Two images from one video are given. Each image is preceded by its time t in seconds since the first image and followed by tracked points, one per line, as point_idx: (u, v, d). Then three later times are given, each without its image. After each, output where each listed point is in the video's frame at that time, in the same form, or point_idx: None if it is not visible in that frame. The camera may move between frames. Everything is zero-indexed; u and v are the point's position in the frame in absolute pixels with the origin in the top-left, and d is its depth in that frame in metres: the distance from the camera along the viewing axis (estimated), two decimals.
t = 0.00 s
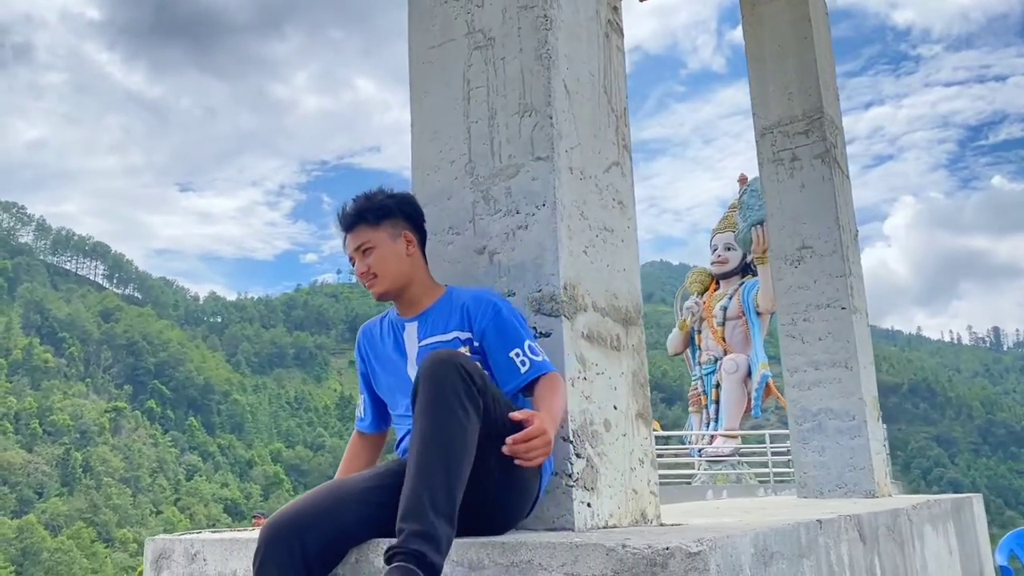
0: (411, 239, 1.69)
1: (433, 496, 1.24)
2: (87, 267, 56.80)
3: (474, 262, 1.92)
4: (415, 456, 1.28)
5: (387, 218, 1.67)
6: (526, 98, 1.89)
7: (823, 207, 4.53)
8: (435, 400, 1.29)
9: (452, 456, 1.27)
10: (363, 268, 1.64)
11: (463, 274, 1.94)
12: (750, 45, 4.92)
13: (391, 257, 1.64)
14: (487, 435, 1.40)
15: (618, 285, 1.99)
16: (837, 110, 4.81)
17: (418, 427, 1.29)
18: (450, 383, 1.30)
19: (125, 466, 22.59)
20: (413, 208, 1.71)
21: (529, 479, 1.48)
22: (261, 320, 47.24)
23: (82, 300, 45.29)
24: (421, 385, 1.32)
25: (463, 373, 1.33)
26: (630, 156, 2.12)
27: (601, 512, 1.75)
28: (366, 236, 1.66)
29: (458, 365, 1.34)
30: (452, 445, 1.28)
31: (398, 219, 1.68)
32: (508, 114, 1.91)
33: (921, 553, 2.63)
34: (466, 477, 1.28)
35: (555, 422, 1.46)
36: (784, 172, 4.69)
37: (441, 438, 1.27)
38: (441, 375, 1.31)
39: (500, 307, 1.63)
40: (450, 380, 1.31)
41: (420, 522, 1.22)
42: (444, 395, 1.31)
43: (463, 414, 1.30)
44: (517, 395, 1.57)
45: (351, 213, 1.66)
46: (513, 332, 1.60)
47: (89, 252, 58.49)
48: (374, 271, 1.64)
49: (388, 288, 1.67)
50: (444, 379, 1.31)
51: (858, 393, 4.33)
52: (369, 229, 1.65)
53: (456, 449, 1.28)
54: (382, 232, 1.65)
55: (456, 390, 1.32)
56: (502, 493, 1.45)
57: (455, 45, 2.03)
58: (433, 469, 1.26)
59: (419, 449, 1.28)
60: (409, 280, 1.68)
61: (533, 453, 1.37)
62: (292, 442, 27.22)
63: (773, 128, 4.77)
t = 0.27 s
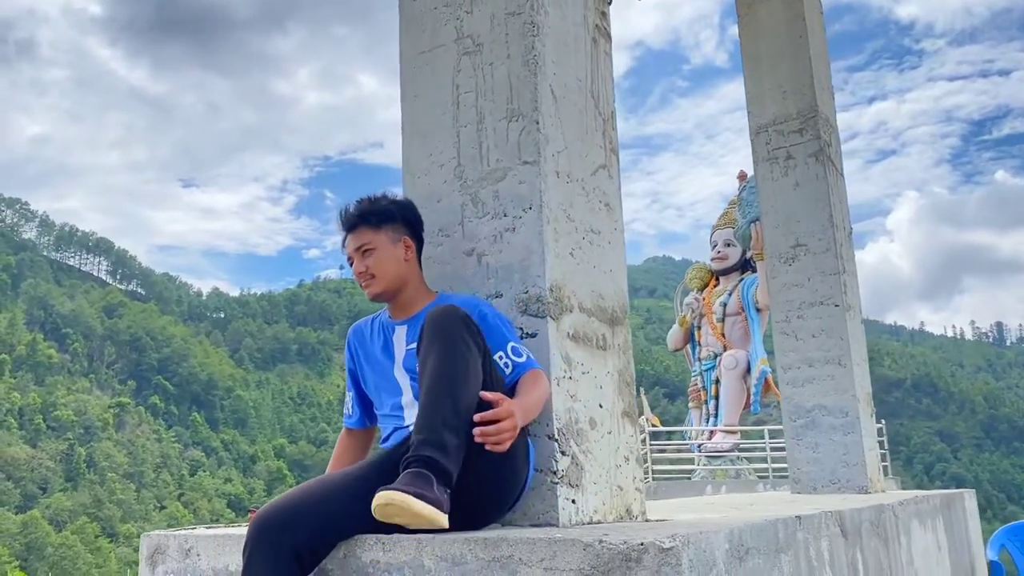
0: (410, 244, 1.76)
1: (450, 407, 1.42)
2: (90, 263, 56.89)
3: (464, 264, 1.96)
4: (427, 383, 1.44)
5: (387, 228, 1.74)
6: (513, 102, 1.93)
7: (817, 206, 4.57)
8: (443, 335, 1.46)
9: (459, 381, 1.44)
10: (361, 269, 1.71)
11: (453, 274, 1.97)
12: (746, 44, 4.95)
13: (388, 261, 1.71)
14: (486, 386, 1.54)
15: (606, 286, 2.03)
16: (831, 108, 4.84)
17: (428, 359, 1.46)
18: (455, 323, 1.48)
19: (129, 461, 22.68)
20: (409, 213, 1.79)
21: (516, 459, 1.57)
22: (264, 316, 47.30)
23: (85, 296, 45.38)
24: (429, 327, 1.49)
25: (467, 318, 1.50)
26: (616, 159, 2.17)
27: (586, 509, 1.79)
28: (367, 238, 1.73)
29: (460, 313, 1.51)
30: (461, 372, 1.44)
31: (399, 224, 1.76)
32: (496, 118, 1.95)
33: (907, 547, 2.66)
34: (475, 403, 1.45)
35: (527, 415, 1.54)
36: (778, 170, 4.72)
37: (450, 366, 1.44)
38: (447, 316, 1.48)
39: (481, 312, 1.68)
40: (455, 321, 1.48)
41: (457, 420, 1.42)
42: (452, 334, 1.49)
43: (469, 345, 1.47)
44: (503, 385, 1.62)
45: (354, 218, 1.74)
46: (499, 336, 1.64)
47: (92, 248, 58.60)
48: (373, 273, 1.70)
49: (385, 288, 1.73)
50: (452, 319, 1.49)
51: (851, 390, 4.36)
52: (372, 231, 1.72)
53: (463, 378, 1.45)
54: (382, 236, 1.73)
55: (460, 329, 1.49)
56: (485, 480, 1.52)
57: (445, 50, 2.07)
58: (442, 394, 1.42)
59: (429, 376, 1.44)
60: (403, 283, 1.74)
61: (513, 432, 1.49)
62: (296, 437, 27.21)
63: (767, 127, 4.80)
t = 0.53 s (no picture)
0: (411, 243, 1.82)
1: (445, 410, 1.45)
2: (94, 260, 57.02)
3: (456, 265, 2.01)
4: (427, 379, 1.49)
5: (392, 223, 1.81)
6: (503, 106, 1.98)
7: (812, 205, 4.60)
8: (437, 329, 1.49)
9: (452, 366, 1.48)
10: (361, 265, 1.77)
11: (445, 274, 2.02)
12: (742, 44, 4.99)
13: (387, 256, 1.76)
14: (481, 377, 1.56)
15: (595, 286, 2.08)
16: (826, 107, 4.88)
17: (426, 356, 1.50)
18: (448, 313, 1.50)
19: (133, 457, 22.79)
20: (411, 211, 1.84)
21: (508, 448, 1.61)
22: (267, 312, 47.39)
23: (89, 293, 45.53)
24: (421, 322, 1.52)
25: (458, 307, 1.52)
26: (605, 161, 2.21)
27: (572, 503, 1.84)
28: (370, 233, 1.80)
29: (451, 302, 1.54)
30: (459, 362, 1.48)
31: (403, 224, 1.82)
32: (486, 123, 2.00)
33: (892, 542, 2.71)
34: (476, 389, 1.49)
35: (495, 418, 1.47)
36: (774, 168, 4.76)
37: (447, 360, 1.48)
38: (439, 304, 1.51)
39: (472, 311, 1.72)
40: (447, 311, 1.51)
41: (447, 423, 1.42)
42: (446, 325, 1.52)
43: (466, 332, 1.50)
44: (489, 378, 1.66)
45: (361, 210, 1.81)
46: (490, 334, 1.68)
47: (96, 244, 58.75)
48: (372, 266, 1.77)
49: (382, 283, 1.79)
50: (443, 311, 1.52)
51: (844, 386, 4.41)
52: (374, 227, 1.79)
53: (462, 369, 1.49)
54: (383, 232, 1.79)
55: (452, 319, 1.52)
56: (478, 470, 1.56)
57: (436, 55, 2.11)
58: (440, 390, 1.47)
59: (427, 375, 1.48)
60: (399, 279, 1.79)
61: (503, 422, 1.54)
62: (299, 433, 27.25)
63: (763, 125, 4.84)
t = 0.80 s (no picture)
0: (412, 244, 1.87)
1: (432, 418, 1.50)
2: (97, 256, 57.19)
3: (448, 266, 2.05)
4: (414, 390, 1.53)
5: (395, 219, 1.86)
6: (493, 111, 2.02)
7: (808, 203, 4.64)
8: (421, 343, 1.53)
9: (439, 373, 1.52)
10: (362, 260, 1.82)
11: (438, 275, 2.07)
12: (738, 43, 5.03)
13: (386, 253, 1.81)
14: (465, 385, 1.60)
15: (583, 286, 2.13)
16: (821, 107, 4.91)
17: (408, 371, 1.53)
18: (431, 328, 1.53)
19: (136, 453, 22.87)
20: (412, 213, 1.89)
21: (492, 456, 1.64)
22: (270, 309, 47.47)
23: (92, 289, 45.67)
24: (405, 336, 1.55)
25: (441, 322, 1.55)
26: (594, 163, 2.25)
27: (560, 497, 1.89)
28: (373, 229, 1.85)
29: (434, 318, 1.57)
30: (445, 374, 1.52)
31: (405, 223, 1.87)
32: (477, 126, 2.04)
33: (880, 537, 2.76)
34: (460, 401, 1.54)
35: (464, 448, 1.50)
36: (769, 168, 4.80)
37: (431, 371, 1.51)
38: (422, 322, 1.54)
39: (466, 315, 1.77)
40: (430, 327, 1.54)
41: (425, 455, 1.47)
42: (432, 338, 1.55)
43: (450, 346, 1.54)
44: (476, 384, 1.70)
45: (363, 208, 1.86)
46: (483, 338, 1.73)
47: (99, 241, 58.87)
48: (371, 263, 1.81)
49: (379, 279, 1.85)
50: (425, 325, 1.55)
51: (838, 383, 4.44)
52: (377, 223, 1.84)
53: (449, 378, 1.53)
54: (383, 230, 1.84)
55: (435, 334, 1.54)
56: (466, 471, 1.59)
57: (428, 61, 2.16)
58: (429, 395, 1.51)
59: (414, 385, 1.52)
60: (398, 277, 1.84)
61: (485, 436, 1.58)
62: (302, 429, 27.28)
63: (758, 125, 4.88)
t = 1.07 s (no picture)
0: (417, 250, 1.94)
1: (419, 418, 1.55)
2: (102, 253, 57.36)
3: (443, 268, 2.10)
4: (400, 392, 1.58)
5: (403, 225, 1.93)
6: (486, 117, 2.07)
7: (804, 203, 4.68)
8: (407, 347, 1.57)
9: (428, 378, 1.57)
10: (370, 263, 1.87)
11: (434, 277, 2.11)
12: (735, 44, 5.08)
13: (396, 260, 1.88)
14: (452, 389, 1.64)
15: (575, 287, 2.17)
16: (817, 107, 4.95)
17: (394, 375, 1.58)
18: (416, 331, 1.57)
19: (140, 450, 22.95)
20: (412, 221, 1.93)
21: (485, 458, 1.69)
22: (274, 305, 47.56)
23: (97, 286, 45.83)
24: (389, 340, 1.59)
25: (426, 326, 1.59)
26: (587, 167, 2.30)
27: (551, 494, 1.94)
28: (381, 232, 1.91)
29: (419, 321, 1.61)
30: (432, 376, 1.57)
31: (406, 232, 1.92)
32: (471, 132, 2.09)
33: (869, 533, 2.80)
34: (446, 402, 1.58)
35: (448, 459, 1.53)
36: (766, 168, 4.84)
37: (417, 373, 1.56)
38: (407, 325, 1.58)
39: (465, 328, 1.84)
40: (414, 331, 1.58)
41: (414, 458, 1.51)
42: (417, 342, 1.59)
43: (435, 348, 1.58)
44: (470, 392, 1.74)
45: (374, 213, 1.91)
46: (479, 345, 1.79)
47: (104, 238, 59.05)
48: (379, 267, 1.87)
49: (383, 284, 1.91)
50: (408, 328, 1.58)
51: (833, 381, 4.49)
52: (385, 227, 1.90)
53: (436, 379, 1.58)
54: (393, 236, 1.90)
55: (419, 337, 1.58)
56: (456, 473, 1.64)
57: (423, 67, 2.21)
58: (416, 397, 1.56)
59: (400, 387, 1.57)
60: (401, 280, 1.91)
61: (475, 445, 1.62)
62: (306, 425, 27.31)
63: (756, 125, 4.92)
